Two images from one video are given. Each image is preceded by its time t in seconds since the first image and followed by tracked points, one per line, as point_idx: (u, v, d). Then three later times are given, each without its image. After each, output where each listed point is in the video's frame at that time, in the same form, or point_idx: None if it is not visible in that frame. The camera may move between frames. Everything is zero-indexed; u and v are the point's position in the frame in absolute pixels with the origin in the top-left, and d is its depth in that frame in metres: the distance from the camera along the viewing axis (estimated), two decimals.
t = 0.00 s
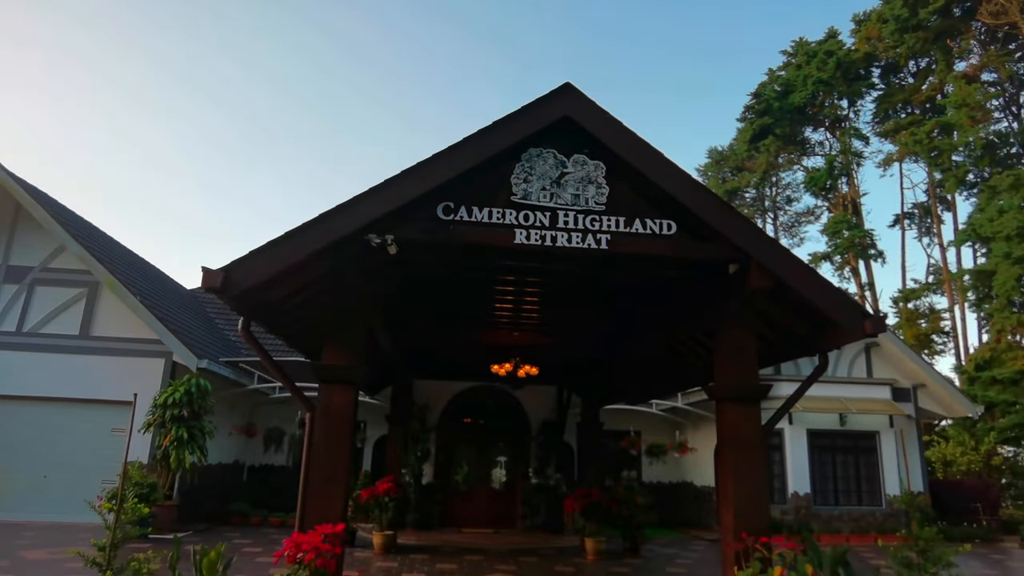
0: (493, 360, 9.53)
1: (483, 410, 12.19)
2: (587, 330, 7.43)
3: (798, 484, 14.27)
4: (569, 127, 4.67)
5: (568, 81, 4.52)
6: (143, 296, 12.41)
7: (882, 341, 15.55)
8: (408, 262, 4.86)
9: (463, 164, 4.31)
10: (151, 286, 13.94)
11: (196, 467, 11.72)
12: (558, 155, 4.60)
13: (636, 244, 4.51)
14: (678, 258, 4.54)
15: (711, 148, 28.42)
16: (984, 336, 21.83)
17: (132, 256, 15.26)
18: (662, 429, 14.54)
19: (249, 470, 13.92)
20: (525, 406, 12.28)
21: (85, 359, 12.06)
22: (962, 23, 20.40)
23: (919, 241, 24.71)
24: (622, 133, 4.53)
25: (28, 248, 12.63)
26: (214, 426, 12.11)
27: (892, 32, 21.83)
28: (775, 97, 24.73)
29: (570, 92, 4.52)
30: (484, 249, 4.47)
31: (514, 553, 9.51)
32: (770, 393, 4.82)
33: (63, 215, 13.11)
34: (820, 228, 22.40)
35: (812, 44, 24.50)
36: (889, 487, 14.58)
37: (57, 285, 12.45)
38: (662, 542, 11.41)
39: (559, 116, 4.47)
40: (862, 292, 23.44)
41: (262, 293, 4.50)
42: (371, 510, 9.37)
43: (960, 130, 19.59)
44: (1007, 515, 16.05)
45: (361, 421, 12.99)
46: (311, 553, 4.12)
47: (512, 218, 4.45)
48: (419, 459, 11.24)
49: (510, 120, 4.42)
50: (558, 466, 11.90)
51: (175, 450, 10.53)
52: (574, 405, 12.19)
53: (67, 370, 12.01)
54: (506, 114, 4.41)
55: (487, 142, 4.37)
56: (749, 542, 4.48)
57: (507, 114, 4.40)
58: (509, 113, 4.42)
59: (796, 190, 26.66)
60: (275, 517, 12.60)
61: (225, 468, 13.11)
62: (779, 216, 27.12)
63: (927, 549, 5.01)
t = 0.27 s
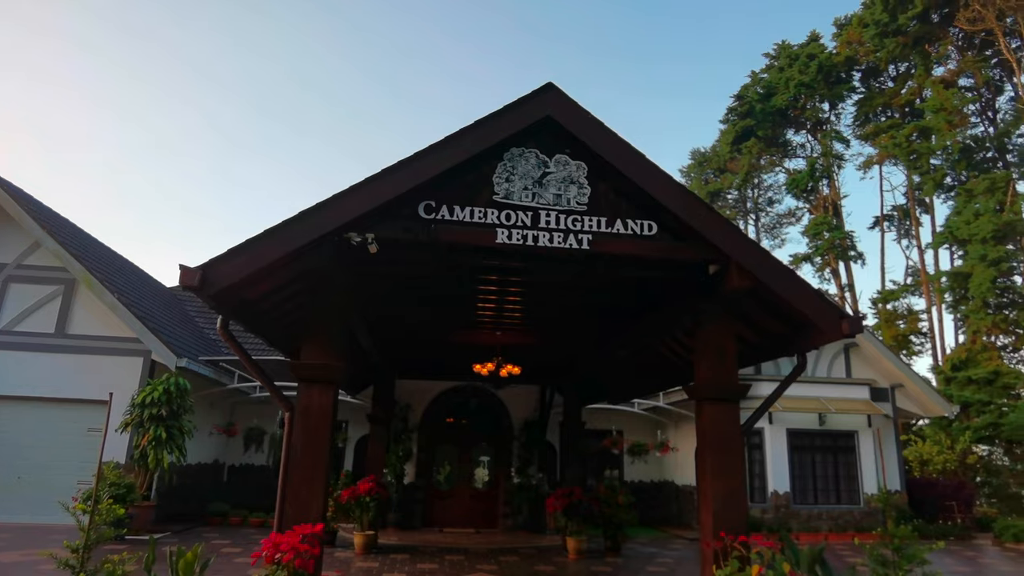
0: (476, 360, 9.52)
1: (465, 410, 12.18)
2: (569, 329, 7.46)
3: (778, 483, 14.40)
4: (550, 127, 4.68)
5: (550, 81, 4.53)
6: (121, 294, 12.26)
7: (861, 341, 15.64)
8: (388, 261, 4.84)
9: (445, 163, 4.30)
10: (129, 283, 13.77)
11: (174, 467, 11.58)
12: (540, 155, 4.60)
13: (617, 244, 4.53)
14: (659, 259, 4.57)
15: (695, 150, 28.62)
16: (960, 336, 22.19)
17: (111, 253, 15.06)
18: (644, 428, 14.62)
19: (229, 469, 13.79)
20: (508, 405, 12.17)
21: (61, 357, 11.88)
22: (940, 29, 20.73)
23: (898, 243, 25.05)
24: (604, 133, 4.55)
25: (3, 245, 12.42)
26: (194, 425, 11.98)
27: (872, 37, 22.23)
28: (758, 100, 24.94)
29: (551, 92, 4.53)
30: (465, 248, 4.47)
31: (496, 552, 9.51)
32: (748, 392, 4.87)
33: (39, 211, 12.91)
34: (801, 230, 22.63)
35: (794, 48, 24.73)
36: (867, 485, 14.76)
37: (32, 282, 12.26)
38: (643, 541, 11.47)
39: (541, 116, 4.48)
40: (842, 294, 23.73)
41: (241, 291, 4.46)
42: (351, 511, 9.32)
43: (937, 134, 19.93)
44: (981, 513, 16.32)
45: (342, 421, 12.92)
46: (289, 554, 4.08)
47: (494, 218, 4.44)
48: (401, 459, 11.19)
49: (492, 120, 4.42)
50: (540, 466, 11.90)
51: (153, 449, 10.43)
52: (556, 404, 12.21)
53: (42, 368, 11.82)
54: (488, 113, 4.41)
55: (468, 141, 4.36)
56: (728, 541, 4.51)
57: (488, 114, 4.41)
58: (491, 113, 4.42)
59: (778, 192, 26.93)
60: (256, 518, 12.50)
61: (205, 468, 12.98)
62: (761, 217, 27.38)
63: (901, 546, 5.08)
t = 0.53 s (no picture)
0: (457, 360, 9.51)
1: (447, 410, 12.15)
2: (550, 330, 7.48)
3: (757, 483, 14.54)
4: (532, 128, 4.69)
5: (532, 82, 4.53)
6: (98, 292, 12.09)
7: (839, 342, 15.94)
8: (369, 261, 4.82)
9: (426, 163, 4.30)
10: (107, 282, 13.58)
11: (152, 468, 11.44)
12: (521, 156, 4.61)
13: (598, 245, 4.54)
14: (639, 260, 4.59)
15: (678, 151, 28.79)
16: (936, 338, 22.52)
17: (88, 250, 14.85)
18: (625, 428, 14.68)
19: (208, 470, 13.66)
20: (489, 405, 12.16)
21: (35, 356, 11.69)
22: (918, 35, 21.03)
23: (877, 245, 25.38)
24: (585, 135, 4.57)
25: None
26: (172, 425, 11.84)
27: (852, 42, 22.40)
28: (740, 102, 25.14)
29: (533, 93, 4.54)
30: (446, 248, 4.46)
31: (477, 553, 9.51)
32: (727, 393, 4.91)
33: (14, 207, 12.70)
34: (782, 232, 22.83)
35: (776, 51, 24.96)
36: (844, 485, 14.95)
37: (6, 279, 12.05)
38: (624, 541, 11.52)
39: (522, 117, 4.48)
40: (821, 295, 23.99)
41: (218, 290, 4.42)
42: (332, 511, 9.26)
43: (916, 138, 20.21)
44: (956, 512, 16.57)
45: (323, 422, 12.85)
46: (266, 555, 4.05)
47: (475, 218, 4.44)
48: (382, 460, 11.14)
49: (473, 120, 4.42)
50: (522, 466, 11.91)
51: (130, 450, 10.29)
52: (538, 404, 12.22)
53: (15, 368, 11.62)
54: (469, 114, 4.41)
55: (450, 141, 4.36)
56: (706, 541, 4.54)
57: (470, 114, 4.40)
58: (472, 113, 4.42)
59: (759, 194, 27.19)
60: (234, 519, 12.39)
61: (183, 469, 12.84)
62: (742, 219, 27.64)
63: (876, 545, 5.14)
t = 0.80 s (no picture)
0: (436, 361, 9.48)
1: (426, 411, 12.11)
2: (529, 331, 7.49)
3: (733, 483, 14.68)
4: (511, 130, 4.70)
5: (511, 84, 4.54)
6: (69, 291, 11.88)
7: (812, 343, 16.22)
8: (345, 261, 4.80)
9: (404, 163, 4.29)
10: (79, 281, 13.35)
11: (124, 470, 11.27)
12: (499, 158, 4.61)
13: (576, 247, 4.56)
14: (616, 262, 4.62)
15: (657, 154, 29.01)
16: (909, 340, 22.93)
17: (60, 249, 14.59)
18: (604, 429, 14.73)
19: (183, 472, 13.48)
20: (468, 406, 12.13)
21: (3, 356, 11.44)
22: (892, 43, 21.41)
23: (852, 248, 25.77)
24: (563, 137, 4.59)
25: None
26: (145, 427, 11.67)
27: (829, 48, 22.68)
28: (719, 106, 25.38)
29: (512, 95, 4.55)
30: (423, 249, 4.45)
31: (454, 554, 9.49)
32: (702, 394, 4.95)
33: None
34: (759, 235, 23.08)
35: (755, 56, 25.24)
36: (818, 485, 15.16)
37: None
38: (601, 541, 11.56)
39: (500, 118, 4.49)
40: (797, 297, 24.30)
41: (192, 290, 4.37)
42: (308, 513, 9.19)
43: (890, 143, 20.58)
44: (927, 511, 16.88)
45: (300, 423, 12.75)
46: (239, 558, 4.01)
47: (452, 219, 4.43)
48: (359, 461, 11.07)
49: (451, 121, 4.42)
50: (501, 467, 11.89)
51: (102, 452, 10.13)
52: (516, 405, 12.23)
53: None
54: (447, 115, 4.41)
55: (427, 142, 4.36)
56: (680, 541, 4.57)
57: (448, 115, 4.41)
58: (451, 114, 4.43)
59: (737, 197, 27.50)
60: (209, 521, 12.25)
61: (156, 471, 12.66)
62: (720, 222, 27.94)
63: (847, 544, 5.21)
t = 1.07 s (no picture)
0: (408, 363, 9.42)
1: (399, 413, 12.04)
2: (502, 333, 7.49)
3: (705, 485, 14.81)
4: (485, 132, 4.69)
5: (485, 86, 4.54)
6: (33, 291, 11.60)
7: (783, 346, 16.44)
8: (316, 261, 4.75)
9: (375, 164, 4.26)
10: (44, 280, 13.05)
11: (88, 474, 11.02)
12: (473, 159, 4.60)
13: (549, 249, 4.56)
14: (588, 265, 4.63)
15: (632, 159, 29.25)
16: (877, 343, 23.37)
17: (24, 247, 14.24)
18: (578, 431, 14.78)
19: (151, 475, 13.24)
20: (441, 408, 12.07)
21: None
22: (862, 52, 21.86)
23: (822, 253, 26.23)
24: (536, 139, 4.59)
25: None
26: (110, 429, 11.44)
27: (801, 56, 23.03)
28: (693, 112, 25.67)
29: (485, 96, 4.54)
30: (395, 250, 4.42)
31: (426, 558, 9.43)
32: (672, 396, 4.99)
33: None
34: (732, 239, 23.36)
35: (729, 62, 25.57)
36: (788, 486, 15.36)
37: None
38: (575, 543, 11.58)
39: (474, 120, 4.48)
40: (769, 301, 24.65)
41: (158, 290, 4.30)
42: (278, 517, 9.05)
43: (860, 150, 20.98)
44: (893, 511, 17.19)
45: (272, 425, 12.60)
46: (204, 562, 3.95)
47: (424, 220, 4.41)
48: (331, 464, 10.96)
49: (424, 122, 4.40)
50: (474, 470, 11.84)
51: (64, 455, 9.89)
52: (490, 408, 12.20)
53: None
54: (420, 115, 4.39)
55: (399, 143, 4.34)
56: (650, 543, 4.59)
57: (420, 116, 4.39)
58: (423, 115, 4.41)
59: (710, 202, 27.86)
60: (177, 525, 12.04)
61: (122, 475, 12.41)
62: (694, 226, 28.26)
63: (814, 545, 5.29)
